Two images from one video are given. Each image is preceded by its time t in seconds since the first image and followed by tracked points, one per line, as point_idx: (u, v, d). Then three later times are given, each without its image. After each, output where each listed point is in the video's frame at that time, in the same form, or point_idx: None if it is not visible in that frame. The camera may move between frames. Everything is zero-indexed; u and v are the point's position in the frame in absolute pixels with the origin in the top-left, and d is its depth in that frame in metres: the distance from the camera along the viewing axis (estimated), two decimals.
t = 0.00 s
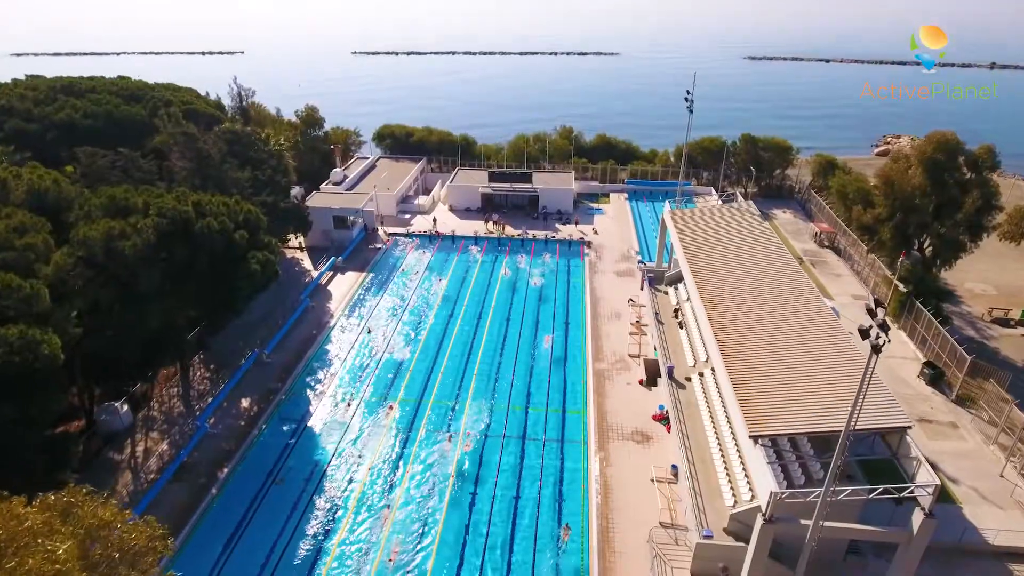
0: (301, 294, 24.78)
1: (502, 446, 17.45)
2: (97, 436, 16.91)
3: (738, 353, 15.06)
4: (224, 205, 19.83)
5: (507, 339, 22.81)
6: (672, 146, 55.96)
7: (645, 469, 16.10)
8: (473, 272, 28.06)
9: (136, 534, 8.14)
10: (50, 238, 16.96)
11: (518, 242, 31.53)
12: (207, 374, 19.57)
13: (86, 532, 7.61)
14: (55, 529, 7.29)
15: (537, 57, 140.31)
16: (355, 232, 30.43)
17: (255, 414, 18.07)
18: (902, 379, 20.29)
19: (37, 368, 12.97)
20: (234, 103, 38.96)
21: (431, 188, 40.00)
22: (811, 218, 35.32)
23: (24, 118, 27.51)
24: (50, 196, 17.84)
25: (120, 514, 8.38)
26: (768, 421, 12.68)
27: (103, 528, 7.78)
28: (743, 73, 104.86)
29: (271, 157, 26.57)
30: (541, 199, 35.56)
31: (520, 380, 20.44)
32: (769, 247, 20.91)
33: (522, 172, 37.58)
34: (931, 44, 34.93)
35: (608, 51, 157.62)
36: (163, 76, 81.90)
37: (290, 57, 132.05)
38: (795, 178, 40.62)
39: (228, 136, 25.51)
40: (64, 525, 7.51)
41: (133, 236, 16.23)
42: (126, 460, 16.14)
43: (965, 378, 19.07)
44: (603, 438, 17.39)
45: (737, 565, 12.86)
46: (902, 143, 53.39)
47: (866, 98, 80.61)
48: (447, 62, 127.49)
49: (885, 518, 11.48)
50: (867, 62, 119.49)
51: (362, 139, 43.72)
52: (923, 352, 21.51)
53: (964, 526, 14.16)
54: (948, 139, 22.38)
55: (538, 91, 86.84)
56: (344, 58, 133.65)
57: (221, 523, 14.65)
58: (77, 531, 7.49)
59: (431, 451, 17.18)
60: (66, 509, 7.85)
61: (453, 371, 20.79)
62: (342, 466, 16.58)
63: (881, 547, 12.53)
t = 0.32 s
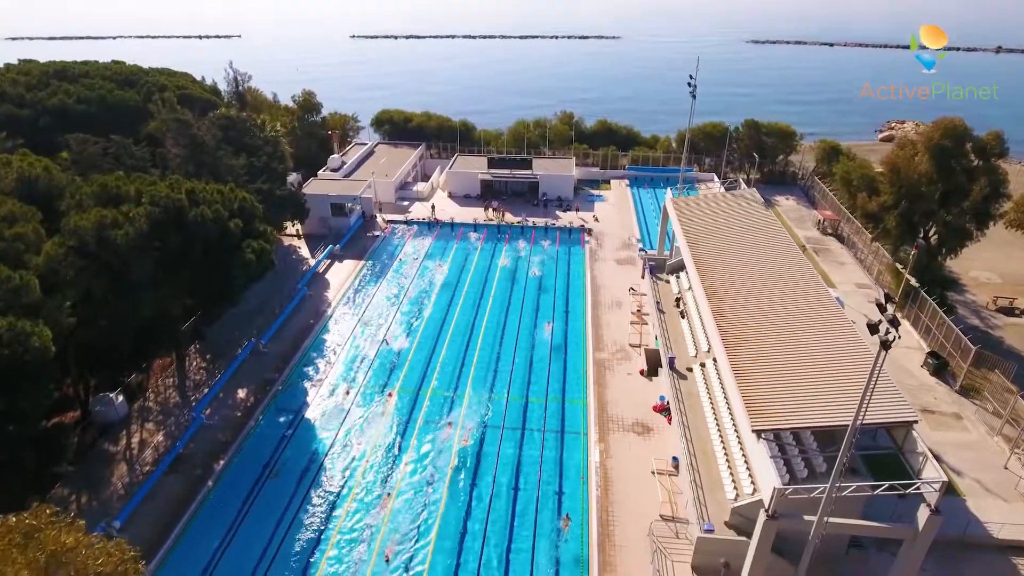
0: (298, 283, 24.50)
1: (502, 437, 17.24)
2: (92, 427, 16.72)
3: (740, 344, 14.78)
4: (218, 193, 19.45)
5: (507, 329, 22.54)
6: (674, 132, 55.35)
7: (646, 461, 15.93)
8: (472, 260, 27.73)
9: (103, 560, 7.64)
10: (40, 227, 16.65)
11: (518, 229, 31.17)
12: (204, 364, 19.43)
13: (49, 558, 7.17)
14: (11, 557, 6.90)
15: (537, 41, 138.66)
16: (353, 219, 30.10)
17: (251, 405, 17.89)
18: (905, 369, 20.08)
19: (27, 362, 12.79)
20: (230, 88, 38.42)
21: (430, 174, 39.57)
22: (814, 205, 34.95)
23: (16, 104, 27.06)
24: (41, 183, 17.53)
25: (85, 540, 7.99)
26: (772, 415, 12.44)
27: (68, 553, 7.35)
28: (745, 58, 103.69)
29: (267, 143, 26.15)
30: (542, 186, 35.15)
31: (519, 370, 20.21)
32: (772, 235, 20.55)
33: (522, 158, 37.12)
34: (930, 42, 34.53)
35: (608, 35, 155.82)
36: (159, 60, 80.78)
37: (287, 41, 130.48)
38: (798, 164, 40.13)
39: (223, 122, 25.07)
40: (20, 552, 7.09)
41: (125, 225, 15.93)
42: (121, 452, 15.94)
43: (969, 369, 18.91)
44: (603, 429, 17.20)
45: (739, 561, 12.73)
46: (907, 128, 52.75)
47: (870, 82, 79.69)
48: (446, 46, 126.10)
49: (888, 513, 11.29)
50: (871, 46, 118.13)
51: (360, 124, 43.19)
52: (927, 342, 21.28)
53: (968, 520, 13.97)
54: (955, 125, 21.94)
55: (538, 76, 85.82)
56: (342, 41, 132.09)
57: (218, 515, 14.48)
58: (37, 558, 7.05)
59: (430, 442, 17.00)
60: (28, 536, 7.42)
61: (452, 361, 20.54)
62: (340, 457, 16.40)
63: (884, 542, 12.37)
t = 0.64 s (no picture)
0: (295, 269, 24.17)
1: (500, 427, 17.05)
2: (87, 417, 16.52)
3: (743, 333, 14.50)
4: (211, 179, 19.07)
5: (506, 316, 22.27)
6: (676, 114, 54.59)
7: (646, 451, 15.75)
8: (471, 245, 27.38)
9: None
10: (29, 214, 16.29)
11: (518, 214, 30.76)
12: (199, 352, 19.19)
13: None
14: None
15: (537, 21, 136.73)
16: (351, 203, 29.68)
17: (247, 394, 17.68)
18: (909, 357, 19.88)
19: (17, 353, 12.59)
20: (225, 70, 37.77)
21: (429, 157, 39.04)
22: (818, 189, 34.48)
23: (7, 87, 26.55)
24: (29, 169, 17.15)
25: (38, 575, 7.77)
26: (776, 407, 12.18)
27: None
28: (749, 39, 102.22)
29: (262, 126, 25.65)
30: (542, 169, 34.65)
31: (518, 358, 19.98)
32: (776, 221, 20.16)
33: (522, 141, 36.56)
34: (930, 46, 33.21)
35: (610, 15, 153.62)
36: (154, 41, 79.67)
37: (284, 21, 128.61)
38: (802, 147, 39.54)
39: (217, 105, 24.56)
40: None
41: (116, 211, 15.62)
42: (115, 442, 15.76)
43: (974, 357, 18.59)
44: (603, 418, 17.01)
45: (740, 555, 12.57)
46: (913, 110, 51.96)
47: (876, 64, 78.53)
48: (445, 26, 124.39)
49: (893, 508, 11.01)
50: (876, 26, 116.38)
51: (358, 107, 42.55)
52: (932, 329, 21.05)
53: (972, 512, 13.74)
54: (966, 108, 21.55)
55: (539, 58, 84.64)
56: (340, 22, 130.23)
57: (214, 505, 14.30)
58: None
59: (428, 432, 16.82)
60: None
61: (450, 349, 20.30)
62: (337, 447, 16.24)
63: (888, 535, 12.19)
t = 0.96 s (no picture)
0: (291, 254, 23.83)
1: (499, 416, 16.84)
2: (81, 406, 16.30)
3: (746, 322, 14.23)
4: (203, 164, 18.61)
5: (506, 302, 21.97)
6: (678, 96, 53.83)
7: (646, 441, 15.58)
8: (469, 230, 26.99)
9: None
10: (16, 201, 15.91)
11: (518, 198, 30.31)
12: (194, 340, 18.93)
13: None
14: None
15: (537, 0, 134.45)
16: (347, 187, 29.25)
17: (243, 382, 17.48)
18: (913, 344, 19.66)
19: (5, 344, 12.32)
20: (219, 50, 37.05)
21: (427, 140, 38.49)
22: (822, 172, 33.99)
23: None
24: (16, 155, 16.73)
25: None
26: (779, 400, 11.93)
27: None
28: (752, 19, 100.52)
29: (256, 109, 25.12)
30: (542, 152, 34.14)
31: (517, 345, 19.72)
32: (781, 207, 19.76)
33: (521, 123, 35.96)
34: (930, 43, 34.87)
35: None
36: (147, 20, 78.40)
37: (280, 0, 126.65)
38: (806, 129, 38.95)
39: (210, 87, 24.02)
40: None
41: (106, 198, 15.25)
42: (110, 432, 15.56)
43: (979, 345, 18.37)
44: (603, 407, 16.81)
45: (741, 548, 12.47)
46: (919, 91, 51.14)
47: (881, 44, 77.29)
48: (443, 5, 122.48)
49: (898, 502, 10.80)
50: (882, 5, 114.50)
51: (355, 88, 41.84)
52: (936, 316, 20.80)
53: (976, 504, 13.59)
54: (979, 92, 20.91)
55: (539, 38, 83.28)
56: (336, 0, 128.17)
57: (210, 496, 14.11)
58: None
59: (426, 421, 16.61)
60: None
61: (448, 336, 20.04)
62: (333, 436, 16.04)
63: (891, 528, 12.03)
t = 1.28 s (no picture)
0: (287, 241, 23.53)
1: (498, 406, 16.67)
2: (76, 395, 16.15)
3: (748, 313, 14.00)
4: (195, 149, 18.23)
5: (505, 290, 21.72)
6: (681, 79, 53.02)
7: (647, 432, 15.43)
8: (468, 216, 26.64)
9: None
10: (5, 188, 15.62)
11: (518, 183, 29.93)
12: (190, 329, 18.73)
13: None
14: None
15: None
16: (344, 172, 28.85)
17: (239, 371, 17.31)
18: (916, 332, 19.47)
19: None
20: (214, 31, 36.37)
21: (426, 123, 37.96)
22: (826, 156, 33.52)
23: None
24: (5, 141, 16.38)
25: None
26: (781, 393, 11.74)
27: None
28: None
29: (251, 92, 24.65)
30: (542, 136, 33.65)
31: (516, 334, 19.51)
32: (785, 194, 19.43)
33: (521, 106, 35.40)
34: (930, 43, 37.11)
35: None
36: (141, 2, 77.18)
37: None
38: (811, 112, 38.35)
39: (203, 70, 23.53)
40: None
41: (96, 185, 14.94)
42: (105, 422, 15.44)
43: (983, 333, 18.19)
44: (603, 397, 16.64)
45: (742, 542, 12.40)
46: (926, 73, 50.32)
47: (887, 26, 76.01)
48: None
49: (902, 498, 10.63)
50: None
51: (353, 70, 41.16)
52: (940, 304, 20.69)
53: (979, 497, 13.45)
54: (985, 91, 20.78)
55: (539, 19, 81.94)
56: None
57: (205, 488, 13.96)
58: None
59: (424, 411, 16.45)
60: None
61: (447, 325, 19.82)
62: (331, 427, 15.88)
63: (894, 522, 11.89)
